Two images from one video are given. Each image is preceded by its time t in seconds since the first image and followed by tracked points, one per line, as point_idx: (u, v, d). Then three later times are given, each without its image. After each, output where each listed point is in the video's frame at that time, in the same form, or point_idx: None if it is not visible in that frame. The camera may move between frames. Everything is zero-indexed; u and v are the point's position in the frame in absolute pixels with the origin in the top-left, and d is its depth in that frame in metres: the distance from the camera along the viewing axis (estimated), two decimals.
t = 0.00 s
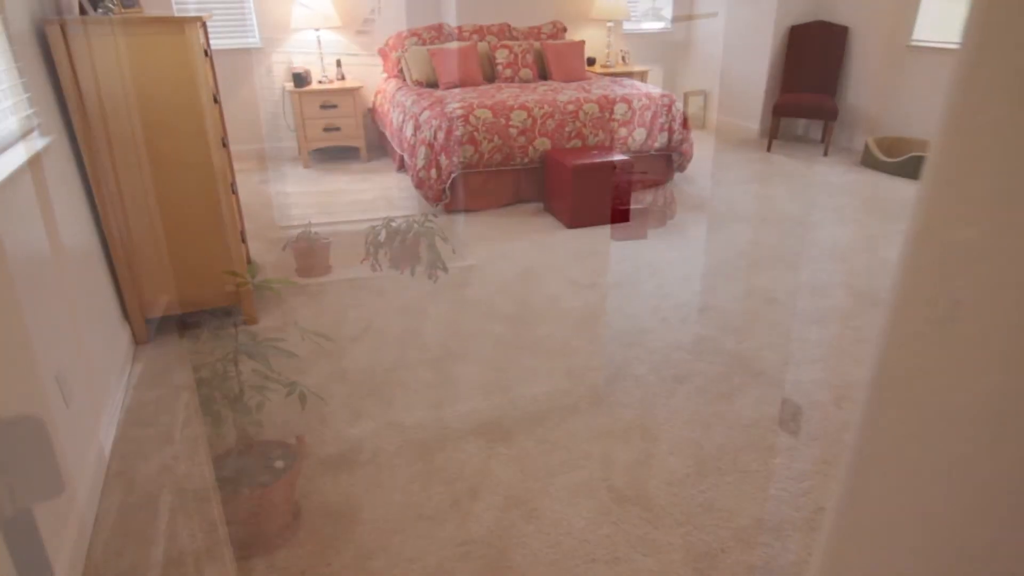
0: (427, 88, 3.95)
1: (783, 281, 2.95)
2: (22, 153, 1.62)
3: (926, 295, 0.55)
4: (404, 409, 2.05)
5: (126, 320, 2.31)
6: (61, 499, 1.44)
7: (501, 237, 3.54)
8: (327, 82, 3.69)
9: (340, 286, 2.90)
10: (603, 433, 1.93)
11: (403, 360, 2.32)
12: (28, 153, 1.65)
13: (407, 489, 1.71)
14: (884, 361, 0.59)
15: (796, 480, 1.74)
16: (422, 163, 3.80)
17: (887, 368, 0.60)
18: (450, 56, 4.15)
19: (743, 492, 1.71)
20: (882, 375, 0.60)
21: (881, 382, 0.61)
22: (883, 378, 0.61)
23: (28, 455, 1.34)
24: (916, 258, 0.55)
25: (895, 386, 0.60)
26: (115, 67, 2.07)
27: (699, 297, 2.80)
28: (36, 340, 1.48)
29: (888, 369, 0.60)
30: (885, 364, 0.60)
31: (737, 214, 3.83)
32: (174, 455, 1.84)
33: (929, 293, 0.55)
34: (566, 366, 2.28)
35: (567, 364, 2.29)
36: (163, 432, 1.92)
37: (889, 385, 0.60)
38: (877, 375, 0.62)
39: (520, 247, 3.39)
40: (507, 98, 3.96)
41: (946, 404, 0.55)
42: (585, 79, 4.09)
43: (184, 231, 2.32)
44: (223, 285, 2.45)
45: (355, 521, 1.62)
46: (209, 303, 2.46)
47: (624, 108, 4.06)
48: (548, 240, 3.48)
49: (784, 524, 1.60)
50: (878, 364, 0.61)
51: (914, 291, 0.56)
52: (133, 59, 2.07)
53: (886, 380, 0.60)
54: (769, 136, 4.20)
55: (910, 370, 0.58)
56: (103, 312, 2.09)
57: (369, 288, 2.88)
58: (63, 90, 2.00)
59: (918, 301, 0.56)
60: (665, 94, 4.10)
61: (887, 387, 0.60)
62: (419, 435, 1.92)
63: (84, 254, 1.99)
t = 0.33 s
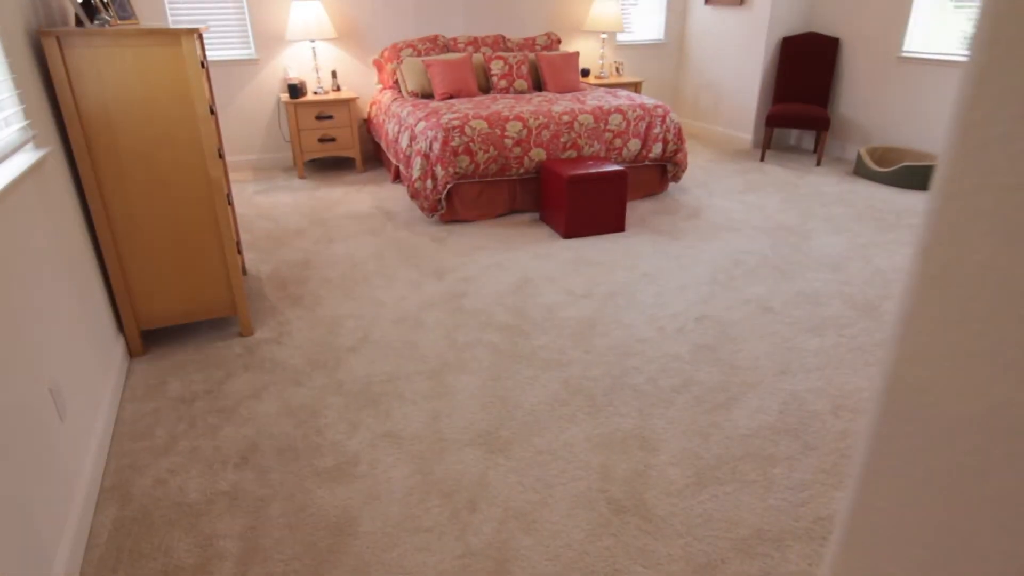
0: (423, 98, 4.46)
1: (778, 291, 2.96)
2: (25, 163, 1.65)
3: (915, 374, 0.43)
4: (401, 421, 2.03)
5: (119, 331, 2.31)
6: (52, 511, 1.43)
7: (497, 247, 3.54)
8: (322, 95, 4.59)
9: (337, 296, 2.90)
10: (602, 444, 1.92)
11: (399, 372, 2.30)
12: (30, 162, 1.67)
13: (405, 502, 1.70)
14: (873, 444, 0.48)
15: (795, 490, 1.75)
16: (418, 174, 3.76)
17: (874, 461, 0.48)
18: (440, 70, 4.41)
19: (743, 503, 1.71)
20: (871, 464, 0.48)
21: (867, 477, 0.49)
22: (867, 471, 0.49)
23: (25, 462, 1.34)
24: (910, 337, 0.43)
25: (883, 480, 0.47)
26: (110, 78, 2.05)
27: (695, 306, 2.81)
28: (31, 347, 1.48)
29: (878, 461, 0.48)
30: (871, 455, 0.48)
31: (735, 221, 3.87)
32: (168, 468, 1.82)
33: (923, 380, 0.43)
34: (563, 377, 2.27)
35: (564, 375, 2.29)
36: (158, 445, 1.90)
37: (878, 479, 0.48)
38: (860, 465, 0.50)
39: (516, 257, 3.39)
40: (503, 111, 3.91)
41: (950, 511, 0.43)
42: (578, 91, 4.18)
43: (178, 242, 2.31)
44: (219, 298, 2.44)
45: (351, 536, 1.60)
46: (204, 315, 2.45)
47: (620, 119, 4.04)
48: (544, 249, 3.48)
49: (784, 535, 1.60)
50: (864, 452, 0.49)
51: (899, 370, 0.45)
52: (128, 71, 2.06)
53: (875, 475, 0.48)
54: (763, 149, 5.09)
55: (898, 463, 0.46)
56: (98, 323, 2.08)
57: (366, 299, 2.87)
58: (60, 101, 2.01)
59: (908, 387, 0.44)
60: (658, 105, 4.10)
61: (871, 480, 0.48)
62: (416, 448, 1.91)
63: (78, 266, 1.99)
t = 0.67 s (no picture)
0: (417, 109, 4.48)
1: (773, 300, 2.97)
2: (19, 175, 1.64)
3: (925, 387, 0.43)
4: (398, 433, 2.02)
5: (113, 345, 2.29)
6: (47, 525, 1.41)
7: (491, 258, 3.54)
8: (317, 106, 4.61)
9: (332, 308, 2.89)
10: (600, 455, 1.92)
11: (396, 383, 2.29)
12: (24, 174, 1.66)
13: (403, 515, 1.69)
14: (883, 456, 0.48)
15: (794, 500, 1.74)
16: (413, 184, 3.76)
17: (884, 472, 0.48)
18: (435, 81, 4.43)
19: (740, 513, 1.70)
20: (881, 476, 0.48)
21: (877, 489, 0.48)
22: (877, 483, 0.49)
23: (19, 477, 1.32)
24: (921, 348, 0.43)
25: (893, 493, 0.47)
26: (106, 90, 2.05)
27: (691, 317, 2.81)
28: (25, 361, 1.46)
29: (888, 473, 0.47)
30: (881, 466, 0.48)
31: (727, 231, 3.90)
32: (163, 482, 1.80)
33: (934, 393, 0.43)
34: (561, 388, 2.26)
35: (561, 385, 2.28)
36: (153, 460, 1.88)
37: (889, 491, 0.47)
38: (870, 477, 0.50)
39: (512, 267, 3.39)
40: (498, 122, 3.93)
41: (964, 523, 0.43)
42: (573, 104, 4.20)
43: (172, 253, 2.29)
44: (214, 310, 2.43)
45: (348, 550, 1.58)
46: (198, 328, 2.43)
47: (614, 130, 4.07)
48: (539, 260, 3.48)
49: (783, 545, 1.60)
50: (873, 462, 0.49)
51: (910, 384, 0.44)
52: (124, 83, 2.05)
53: (884, 487, 0.48)
54: (756, 160, 5.10)
55: (910, 476, 0.46)
56: (91, 336, 2.06)
57: (361, 310, 2.86)
58: (55, 114, 2.00)
59: (920, 400, 0.44)
60: (652, 116, 4.12)
61: (881, 492, 0.48)
62: (414, 460, 1.89)
63: (73, 279, 1.98)
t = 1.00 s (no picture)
0: (411, 121, 4.50)
1: (768, 310, 2.98)
2: (14, 186, 1.63)
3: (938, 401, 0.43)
4: (394, 445, 2.00)
5: (106, 358, 2.27)
6: (39, 542, 1.39)
7: (486, 268, 3.54)
8: (311, 117, 4.61)
9: (326, 319, 2.88)
10: (598, 466, 1.91)
11: (392, 395, 2.28)
12: (20, 185, 1.65)
13: (400, 528, 1.67)
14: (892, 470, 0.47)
15: (793, 511, 1.74)
16: (408, 196, 3.75)
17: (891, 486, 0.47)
18: (429, 93, 4.44)
19: (739, 524, 1.70)
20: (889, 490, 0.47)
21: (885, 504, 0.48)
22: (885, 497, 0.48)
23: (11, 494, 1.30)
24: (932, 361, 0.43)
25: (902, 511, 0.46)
26: (100, 102, 2.04)
27: (686, 327, 2.81)
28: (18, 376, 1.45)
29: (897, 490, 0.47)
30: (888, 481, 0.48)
31: (721, 241, 3.91)
32: (156, 498, 1.77)
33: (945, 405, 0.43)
34: (558, 399, 2.26)
35: (558, 397, 2.27)
36: (146, 475, 1.86)
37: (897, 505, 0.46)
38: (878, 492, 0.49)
39: (507, 278, 3.39)
40: (492, 133, 3.94)
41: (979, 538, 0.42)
42: (567, 115, 4.22)
43: (166, 266, 2.28)
44: (208, 322, 2.41)
45: (345, 565, 1.56)
46: (192, 340, 2.41)
47: (608, 140, 4.09)
48: (535, 270, 3.48)
49: (783, 556, 1.59)
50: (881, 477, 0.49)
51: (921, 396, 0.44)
52: (119, 95, 2.05)
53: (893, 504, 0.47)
54: (748, 170, 5.14)
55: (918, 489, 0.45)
56: (84, 349, 2.04)
57: (356, 322, 2.85)
58: (49, 126, 1.99)
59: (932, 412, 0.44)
60: (645, 126, 4.15)
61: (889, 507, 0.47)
62: (410, 473, 1.88)
63: (66, 292, 1.96)
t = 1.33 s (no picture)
0: (405, 132, 4.51)
1: (761, 320, 2.99)
2: (9, 199, 1.62)
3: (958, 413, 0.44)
4: (391, 458, 1.99)
5: (98, 371, 2.25)
6: (31, 560, 1.36)
7: (481, 279, 3.53)
8: (305, 128, 4.62)
9: (320, 332, 2.86)
10: (596, 478, 1.90)
11: (388, 407, 2.27)
12: (15, 197, 1.64)
13: (397, 542, 1.66)
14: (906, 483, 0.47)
15: (790, 521, 1.74)
16: (403, 207, 3.75)
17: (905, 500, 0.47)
18: (423, 104, 4.45)
19: (738, 535, 1.69)
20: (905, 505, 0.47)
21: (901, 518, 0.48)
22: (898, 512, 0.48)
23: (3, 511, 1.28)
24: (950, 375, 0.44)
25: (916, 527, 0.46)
26: (94, 114, 2.03)
27: (681, 337, 2.81)
28: (11, 390, 1.43)
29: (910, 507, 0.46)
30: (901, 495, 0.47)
31: (714, 250, 3.93)
32: (149, 513, 1.75)
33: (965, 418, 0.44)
34: (554, 410, 2.25)
35: (555, 408, 2.26)
36: (139, 491, 1.84)
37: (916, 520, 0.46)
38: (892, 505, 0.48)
39: (502, 289, 3.38)
40: (486, 145, 3.96)
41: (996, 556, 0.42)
42: (561, 127, 4.25)
43: (160, 278, 2.27)
44: (203, 334, 2.40)
45: None
46: (186, 353, 2.40)
47: (602, 151, 4.11)
48: (529, 281, 3.48)
49: (782, 568, 1.59)
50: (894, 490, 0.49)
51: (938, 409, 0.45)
52: (113, 107, 2.04)
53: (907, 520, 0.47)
54: (740, 181, 5.17)
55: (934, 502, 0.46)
56: (77, 362, 2.02)
57: (351, 334, 2.84)
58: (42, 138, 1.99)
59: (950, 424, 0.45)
60: (638, 137, 4.18)
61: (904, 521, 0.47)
62: (407, 486, 1.86)
63: (59, 304, 1.94)
